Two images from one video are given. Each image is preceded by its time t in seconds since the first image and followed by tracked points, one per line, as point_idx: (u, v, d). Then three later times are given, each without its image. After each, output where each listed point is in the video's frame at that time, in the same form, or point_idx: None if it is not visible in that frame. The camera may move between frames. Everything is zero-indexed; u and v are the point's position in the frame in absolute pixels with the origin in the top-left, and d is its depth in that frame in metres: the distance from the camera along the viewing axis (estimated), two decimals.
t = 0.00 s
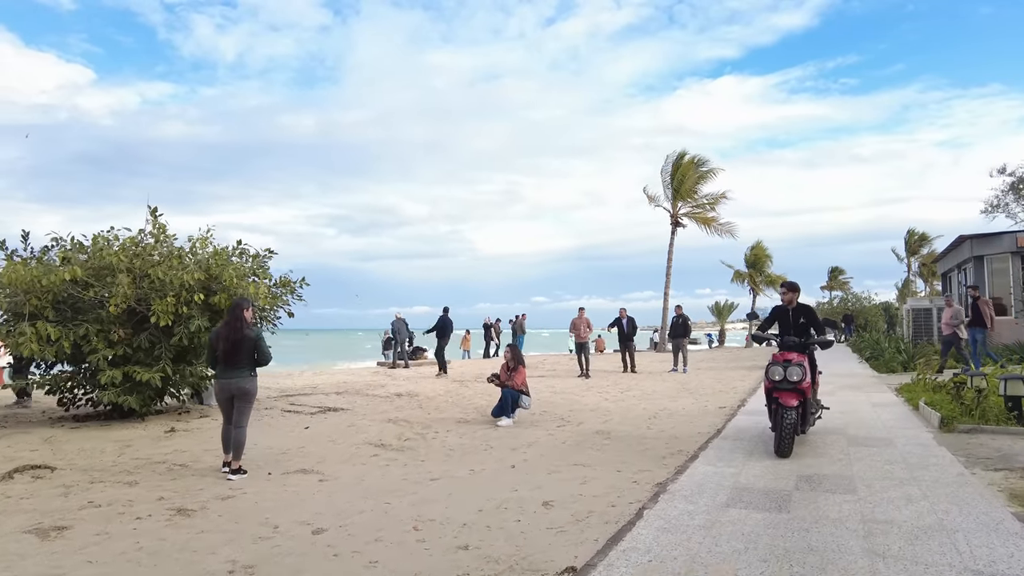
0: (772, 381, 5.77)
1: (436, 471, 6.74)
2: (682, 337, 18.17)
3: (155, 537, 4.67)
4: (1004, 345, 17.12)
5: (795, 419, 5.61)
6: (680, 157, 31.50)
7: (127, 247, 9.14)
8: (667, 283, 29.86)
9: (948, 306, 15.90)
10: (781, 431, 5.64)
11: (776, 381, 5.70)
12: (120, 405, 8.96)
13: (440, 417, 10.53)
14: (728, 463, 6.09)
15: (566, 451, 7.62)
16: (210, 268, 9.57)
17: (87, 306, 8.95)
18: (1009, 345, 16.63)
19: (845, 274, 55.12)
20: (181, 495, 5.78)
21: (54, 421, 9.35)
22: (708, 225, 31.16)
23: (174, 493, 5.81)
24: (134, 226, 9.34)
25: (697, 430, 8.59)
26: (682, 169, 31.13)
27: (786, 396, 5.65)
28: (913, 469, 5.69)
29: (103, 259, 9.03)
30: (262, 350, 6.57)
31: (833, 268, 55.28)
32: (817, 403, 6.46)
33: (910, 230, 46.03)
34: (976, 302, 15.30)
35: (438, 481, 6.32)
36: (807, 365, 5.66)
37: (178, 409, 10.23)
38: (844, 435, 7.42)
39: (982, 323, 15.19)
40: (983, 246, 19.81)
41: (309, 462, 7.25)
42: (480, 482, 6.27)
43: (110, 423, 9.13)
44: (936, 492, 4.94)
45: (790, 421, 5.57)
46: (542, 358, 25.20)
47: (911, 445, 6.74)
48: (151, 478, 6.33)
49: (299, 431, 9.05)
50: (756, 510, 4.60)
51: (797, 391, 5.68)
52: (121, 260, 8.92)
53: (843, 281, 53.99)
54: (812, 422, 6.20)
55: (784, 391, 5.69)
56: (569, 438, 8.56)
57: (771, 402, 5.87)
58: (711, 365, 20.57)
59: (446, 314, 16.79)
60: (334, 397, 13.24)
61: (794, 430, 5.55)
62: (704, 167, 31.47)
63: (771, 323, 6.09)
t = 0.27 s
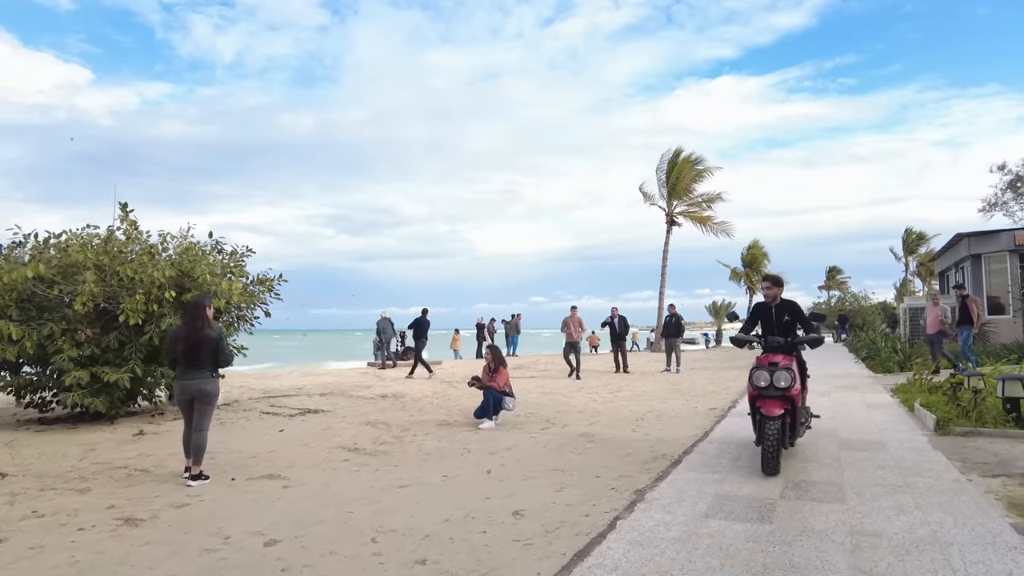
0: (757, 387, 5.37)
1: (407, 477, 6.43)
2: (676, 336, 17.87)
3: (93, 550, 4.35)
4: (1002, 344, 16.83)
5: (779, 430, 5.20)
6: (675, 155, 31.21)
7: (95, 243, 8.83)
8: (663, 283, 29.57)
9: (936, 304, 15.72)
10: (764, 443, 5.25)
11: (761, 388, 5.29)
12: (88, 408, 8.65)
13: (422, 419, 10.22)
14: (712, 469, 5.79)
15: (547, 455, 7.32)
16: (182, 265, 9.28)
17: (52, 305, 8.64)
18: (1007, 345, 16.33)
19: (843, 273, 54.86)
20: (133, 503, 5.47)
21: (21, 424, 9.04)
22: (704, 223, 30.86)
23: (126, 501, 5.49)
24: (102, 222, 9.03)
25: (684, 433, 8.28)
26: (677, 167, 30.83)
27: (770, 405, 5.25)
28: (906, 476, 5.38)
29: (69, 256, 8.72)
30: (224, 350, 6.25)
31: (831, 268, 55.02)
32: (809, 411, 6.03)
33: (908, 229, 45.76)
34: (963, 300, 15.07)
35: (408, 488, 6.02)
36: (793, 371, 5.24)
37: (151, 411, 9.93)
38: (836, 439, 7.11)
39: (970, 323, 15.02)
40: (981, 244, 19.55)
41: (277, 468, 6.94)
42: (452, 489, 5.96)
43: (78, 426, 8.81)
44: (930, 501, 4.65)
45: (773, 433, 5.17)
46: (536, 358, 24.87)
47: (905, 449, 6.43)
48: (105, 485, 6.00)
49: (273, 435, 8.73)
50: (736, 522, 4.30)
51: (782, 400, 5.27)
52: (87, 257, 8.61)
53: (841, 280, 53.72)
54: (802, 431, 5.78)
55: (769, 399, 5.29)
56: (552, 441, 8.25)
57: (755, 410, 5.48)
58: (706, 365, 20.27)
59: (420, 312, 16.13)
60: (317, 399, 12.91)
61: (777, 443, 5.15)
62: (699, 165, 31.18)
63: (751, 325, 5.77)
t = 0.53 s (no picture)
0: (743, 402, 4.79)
1: (383, 488, 6.14)
2: (672, 338, 17.57)
3: (35, 571, 4.07)
4: (1004, 346, 16.54)
5: (765, 451, 4.62)
6: (673, 155, 30.92)
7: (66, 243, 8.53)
8: (661, 283, 29.28)
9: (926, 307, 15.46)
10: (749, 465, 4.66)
11: (746, 403, 4.72)
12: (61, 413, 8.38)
13: (408, 425, 9.92)
14: (701, 481, 5.49)
15: (532, 463, 7.02)
16: (159, 267, 9.01)
17: (24, 307, 8.35)
18: (1009, 347, 16.03)
19: (843, 274, 54.56)
20: (90, 516, 5.18)
21: None
22: (702, 224, 30.56)
23: (83, 515, 5.20)
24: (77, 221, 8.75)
25: (676, 440, 7.98)
26: (675, 167, 30.54)
27: (754, 423, 4.67)
28: (906, 488, 5.09)
29: (41, 256, 8.43)
30: (201, 358, 6.10)
31: (830, 268, 54.72)
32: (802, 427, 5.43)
33: (908, 231, 45.46)
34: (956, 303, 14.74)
35: (383, 501, 5.73)
36: (782, 384, 4.67)
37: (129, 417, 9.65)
38: (832, 447, 6.82)
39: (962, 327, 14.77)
40: (982, 245, 19.26)
41: (250, 477, 6.64)
42: (428, 501, 5.66)
43: (50, 433, 8.52)
44: (930, 518, 4.36)
45: (759, 455, 4.58)
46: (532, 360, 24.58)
47: (904, 458, 6.15)
48: (65, 497, 5.71)
49: (251, 441, 8.44)
50: (723, 541, 4.01)
51: (769, 417, 4.69)
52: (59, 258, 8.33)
53: (841, 281, 53.43)
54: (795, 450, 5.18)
55: (755, 415, 4.71)
56: (539, 448, 7.96)
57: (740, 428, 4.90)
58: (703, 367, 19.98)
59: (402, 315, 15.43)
60: (304, 404, 12.62)
61: (762, 466, 4.56)
62: (698, 165, 30.89)
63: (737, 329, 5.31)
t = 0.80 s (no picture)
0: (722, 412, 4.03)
1: (357, 493, 5.82)
2: (669, 337, 17.24)
3: None
4: (1008, 346, 16.20)
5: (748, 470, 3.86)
6: (672, 152, 30.58)
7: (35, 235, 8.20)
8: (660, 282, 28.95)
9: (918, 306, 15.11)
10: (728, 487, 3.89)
11: (725, 413, 3.95)
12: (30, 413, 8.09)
13: (393, 425, 9.60)
14: (691, 487, 5.18)
15: (516, 466, 6.70)
16: (134, 262, 8.70)
17: None
18: (1014, 346, 15.69)
19: (844, 273, 54.22)
20: (39, 524, 4.86)
21: None
22: (701, 222, 30.23)
23: (32, 522, 4.89)
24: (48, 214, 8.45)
25: (668, 442, 7.66)
26: (674, 165, 30.22)
27: (735, 436, 3.91)
28: (908, 495, 4.77)
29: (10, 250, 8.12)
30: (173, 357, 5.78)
31: (831, 268, 54.36)
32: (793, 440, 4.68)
33: (909, 229, 45.12)
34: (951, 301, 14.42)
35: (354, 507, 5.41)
36: (768, 388, 3.94)
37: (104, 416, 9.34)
38: (831, 450, 6.50)
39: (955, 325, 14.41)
40: (985, 242, 18.90)
41: (219, 481, 6.32)
42: (402, 507, 5.35)
43: (19, 433, 8.21)
44: (935, 528, 4.04)
45: (739, 475, 3.81)
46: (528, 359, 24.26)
47: (906, 462, 5.83)
48: (18, 502, 5.40)
49: (228, 443, 8.12)
50: (710, 554, 3.70)
51: (752, 429, 3.93)
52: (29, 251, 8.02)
53: (842, 280, 53.09)
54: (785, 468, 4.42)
55: (737, 427, 3.94)
56: (526, 451, 7.64)
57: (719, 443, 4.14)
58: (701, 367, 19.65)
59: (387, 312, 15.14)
60: (290, 404, 12.30)
61: (743, 489, 3.79)
62: (697, 162, 30.55)
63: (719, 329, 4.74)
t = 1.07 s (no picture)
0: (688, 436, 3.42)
1: (327, 508, 5.57)
2: (665, 338, 16.95)
3: None
4: (1009, 347, 15.90)
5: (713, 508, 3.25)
6: (669, 150, 30.30)
7: (2, 234, 7.92)
8: (658, 281, 28.67)
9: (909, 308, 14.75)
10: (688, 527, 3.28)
11: (691, 439, 3.33)
12: None
13: (376, 431, 9.31)
14: (676, 502, 4.90)
15: (498, 476, 6.43)
16: (106, 262, 8.41)
17: None
18: (1016, 348, 15.39)
19: (844, 272, 53.96)
20: None
21: None
22: (699, 221, 29.93)
23: None
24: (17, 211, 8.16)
25: (658, 450, 7.38)
26: (671, 163, 29.93)
27: (699, 468, 3.31)
28: (907, 513, 4.49)
29: None
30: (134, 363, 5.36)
31: (831, 267, 54.08)
32: (779, 469, 4.03)
33: (909, 228, 44.80)
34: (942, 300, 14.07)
35: (323, 523, 5.14)
36: (742, 412, 3.32)
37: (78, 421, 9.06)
38: (827, 460, 6.21)
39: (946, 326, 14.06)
40: (987, 242, 18.58)
41: (185, 493, 6.04)
42: (373, 524, 5.08)
43: None
44: (935, 551, 3.77)
45: (698, 514, 3.21)
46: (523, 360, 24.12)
47: (905, 474, 5.55)
48: None
49: (201, 451, 7.82)
50: None
51: (720, 460, 3.31)
52: None
53: (842, 279, 52.81)
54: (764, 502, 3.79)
55: (702, 456, 3.33)
56: (511, 458, 7.36)
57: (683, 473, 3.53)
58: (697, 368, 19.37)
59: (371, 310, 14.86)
60: (275, 407, 12.02)
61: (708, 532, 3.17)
62: (694, 160, 30.24)
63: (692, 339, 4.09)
